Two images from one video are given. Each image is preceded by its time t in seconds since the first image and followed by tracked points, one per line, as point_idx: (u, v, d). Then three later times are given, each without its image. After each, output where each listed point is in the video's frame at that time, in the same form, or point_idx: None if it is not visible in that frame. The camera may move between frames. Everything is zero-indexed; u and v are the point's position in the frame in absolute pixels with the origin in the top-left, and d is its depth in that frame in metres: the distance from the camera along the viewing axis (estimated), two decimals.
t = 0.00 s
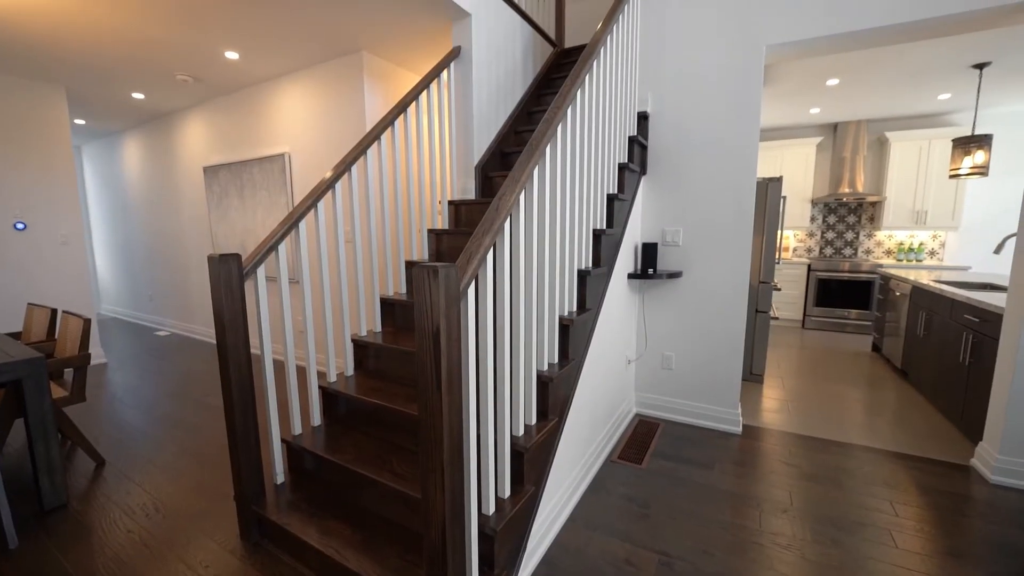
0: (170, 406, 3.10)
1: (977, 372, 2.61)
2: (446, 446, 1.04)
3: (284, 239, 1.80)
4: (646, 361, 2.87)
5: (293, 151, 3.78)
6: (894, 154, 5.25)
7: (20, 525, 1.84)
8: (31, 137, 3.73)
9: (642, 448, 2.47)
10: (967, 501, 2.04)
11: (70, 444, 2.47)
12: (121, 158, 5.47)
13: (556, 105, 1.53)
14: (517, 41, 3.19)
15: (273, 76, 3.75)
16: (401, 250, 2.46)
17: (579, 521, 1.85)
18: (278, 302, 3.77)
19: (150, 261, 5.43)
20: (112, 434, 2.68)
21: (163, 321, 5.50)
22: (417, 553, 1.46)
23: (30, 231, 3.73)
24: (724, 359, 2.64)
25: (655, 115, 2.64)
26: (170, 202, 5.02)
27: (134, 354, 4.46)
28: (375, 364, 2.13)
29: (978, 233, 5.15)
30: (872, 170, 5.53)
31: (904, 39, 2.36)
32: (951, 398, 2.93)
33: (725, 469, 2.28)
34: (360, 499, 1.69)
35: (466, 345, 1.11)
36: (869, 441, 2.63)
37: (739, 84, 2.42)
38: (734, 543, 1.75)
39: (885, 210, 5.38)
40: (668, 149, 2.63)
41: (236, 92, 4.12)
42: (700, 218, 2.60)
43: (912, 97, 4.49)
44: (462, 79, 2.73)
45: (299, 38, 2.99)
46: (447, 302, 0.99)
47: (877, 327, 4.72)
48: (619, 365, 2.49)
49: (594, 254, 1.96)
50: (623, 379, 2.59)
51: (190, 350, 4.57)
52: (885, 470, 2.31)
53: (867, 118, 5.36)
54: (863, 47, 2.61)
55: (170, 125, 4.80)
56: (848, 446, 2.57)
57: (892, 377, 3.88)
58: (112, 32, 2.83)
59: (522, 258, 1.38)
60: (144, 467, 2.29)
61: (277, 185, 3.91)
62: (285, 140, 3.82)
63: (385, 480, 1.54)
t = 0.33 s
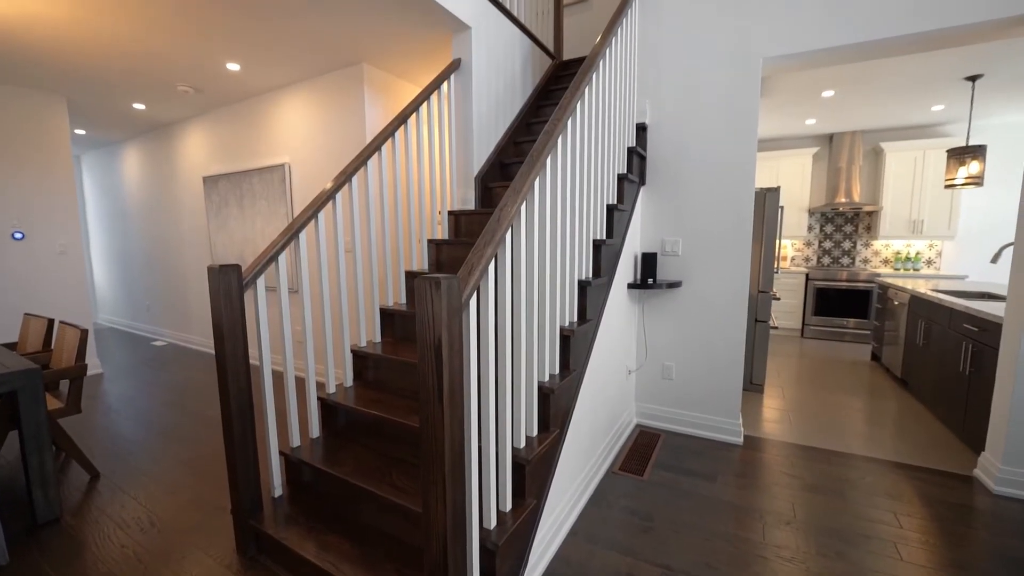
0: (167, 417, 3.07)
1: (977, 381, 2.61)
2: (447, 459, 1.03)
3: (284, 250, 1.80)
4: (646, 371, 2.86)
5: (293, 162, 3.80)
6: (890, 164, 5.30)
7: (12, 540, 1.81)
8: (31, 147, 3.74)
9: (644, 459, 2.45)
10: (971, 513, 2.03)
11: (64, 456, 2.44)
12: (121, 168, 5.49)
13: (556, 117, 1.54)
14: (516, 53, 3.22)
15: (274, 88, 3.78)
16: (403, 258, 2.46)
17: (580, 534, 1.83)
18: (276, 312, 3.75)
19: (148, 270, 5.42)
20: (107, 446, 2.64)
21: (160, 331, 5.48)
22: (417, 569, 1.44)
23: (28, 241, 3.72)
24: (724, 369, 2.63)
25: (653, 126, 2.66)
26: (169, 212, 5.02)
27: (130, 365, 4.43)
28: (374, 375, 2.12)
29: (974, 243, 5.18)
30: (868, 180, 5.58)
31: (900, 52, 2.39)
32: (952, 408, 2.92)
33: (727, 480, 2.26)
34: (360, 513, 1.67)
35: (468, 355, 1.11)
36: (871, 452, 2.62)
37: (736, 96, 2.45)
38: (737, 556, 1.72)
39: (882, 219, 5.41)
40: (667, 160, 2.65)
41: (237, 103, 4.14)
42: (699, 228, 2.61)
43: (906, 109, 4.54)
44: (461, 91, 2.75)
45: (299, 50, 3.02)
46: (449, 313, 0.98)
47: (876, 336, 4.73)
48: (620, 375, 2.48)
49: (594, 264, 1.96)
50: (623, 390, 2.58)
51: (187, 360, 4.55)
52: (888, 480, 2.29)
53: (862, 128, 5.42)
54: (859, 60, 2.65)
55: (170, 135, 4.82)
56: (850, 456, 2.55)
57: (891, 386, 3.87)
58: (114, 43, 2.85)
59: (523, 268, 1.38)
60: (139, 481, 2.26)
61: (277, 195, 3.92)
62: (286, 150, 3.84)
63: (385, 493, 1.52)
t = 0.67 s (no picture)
0: (161, 432, 3.03)
1: (978, 394, 2.60)
2: (450, 477, 1.01)
3: (284, 264, 1.79)
4: (647, 384, 2.85)
5: (292, 175, 3.82)
6: (884, 177, 5.36)
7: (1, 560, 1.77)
8: (31, 159, 3.75)
9: (646, 474, 2.42)
10: (977, 528, 2.00)
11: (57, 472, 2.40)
12: (120, 180, 5.50)
13: (556, 132, 1.55)
14: (515, 69, 3.27)
15: (275, 102, 3.81)
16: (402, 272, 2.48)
17: (582, 552, 1.80)
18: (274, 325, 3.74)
19: (145, 283, 5.40)
20: (100, 462, 2.60)
21: (156, 344, 5.44)
22: None
23: (26, 253, 3.70)
24: (724, 381, 2.63)
25: (651, 140, 2.69)
26: (168, 224, 5.02)
27: (126, 378, 4.39)
28: (373, 390, 2.10)
29: (969, 254, 5.22)
30: (863, 192, 5.64)
31: (893, 68, 2.43)
32: (953, 420, 2.91)
33: (729, 495, 2.24)
34: (359, 531, 1.64)
35: (470, 371, 1.10)
36: (873, 465, 2.60)
37: (733, 111, 2.48)
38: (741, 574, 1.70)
39: (877, 231, 5.45)
40: (665, 174, 2.67)
41: (237, 117, 4.17)
42: (698, 241, 2.62)
43: (899, 123, 4.61)
44: (462, 106, 2.79)
45: (300, 65, 3.06)
46: (452, 329, 0.98)
47: (875, 348, 4.73)
48: (620, 388, 2.47)
49: (594, 278, 1.96)
50: (624, 403, 2.56)
51: (183, 373, 4.51)
52: (892, 494, 2.27)
53: (856, 142, 5.49)
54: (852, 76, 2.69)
55: (171, 148, 4.84)
56: (853, 470, 2.53)
57: (892, 398, 3.86)
58: (117, 58, 2.87)
59: (524, 283, 1.38)
60: (132, 497, 2.22)
61: (277, 208, 3.92)
62: (286, 164, 3.86)
63: (384, 511, 1.50)
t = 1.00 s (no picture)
0: (154, 451, 2.97)
1: (980, 409, 2.59)
2: (454, 499, 0.99)
3: (284, 282, 1.79)
4: (649, 401, 2.83)
5: (292, 192, 3.84)
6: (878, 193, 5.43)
7: None
8: (30, 176, 3.76)
9: (648, 493, 2.39)
10: (986, 547, 1.97)
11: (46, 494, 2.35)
12: (120, 196, 5.51)
13: (557, 152, 1.57)
14: (515, 88, 3.32)
15: (277, 120, 3.85)
16: (412, 287, 2.53)
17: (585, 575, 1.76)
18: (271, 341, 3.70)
19: (142, 299, 5.37)
20: (91, 483, 2.54)
21: (151, 360, 5.39)
22: None
23: (22, 269, 3.68)
24: (726, 398, 2.61)
25: (649, 158, 2.73)
26: (166, 240, 5.02)
27: (119, 395, 4.33)
28: (372, 409, 2.08)
29: (964, 269, 5.27)
30: (857, 208, 5.70)
31: (885, 89, 2.48)
32: (955, 436, 2.90)
33: (734, 514, 2.20)
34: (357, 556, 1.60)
35: (473, 390, 1.09)
36: (877, 482, 2.57)
37: (729, 130, 2.52)
38: None
39: (873, 246, 5.50)
40: (663, 191, 2.70)
41: (238, 135, 4.21)
42: (697, 257, 2.63)
43: (891, 141, 4.69)
44: (462, 125, 2.82)
45: (302, 84, 3.10)
46: (456, 348, 0.97)
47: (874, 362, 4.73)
48: (621, 406, 2.44)
49: (595, 295, 1.96)
50: (625, 420, 2.54)
51: (177, 390, 4.46)
52: (897, 513, 2.24)
53: (849, 159, 5.58)
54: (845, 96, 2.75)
55: (171, 164, 4.87)
56: (857, 488, 2.50)
57: (892, 414, 3.84)
58: (120, 76, 2.90)
59: (527, 301, 1.37)
60: (124, 520, 2.17)
61: (276, 224, 3.93)
62: (286, 180, 3.88)
63: (384, 534, 1.47)
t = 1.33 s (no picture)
0: (144, 476, 2.89)
1: (984, 430, 2.57)
2: (458, 529, 0.97)
3: (285, 303, 1.78)
4: (651, 423, 2.79)
5: (292, 212, 3.86)
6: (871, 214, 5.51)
7: None
8: (29, 196, 3.75)
9: (652, 518, 2.34)
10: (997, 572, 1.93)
11: (31, 521, 2.28)
12: (118, 215, 5.51)
13: (558, 176, 1.59)
14: (514, 112, 3.38)
15: (278, 142, 3.90)
16: (414, 308, 2.54)
17: None
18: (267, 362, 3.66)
19: (136, 319, 5.32)
20: (76, 511, 2.46)
21: (143, 381, 5.31)
22: None
23: (15, 289, 3.64)
24: (728, 419, 2.58)
25: (647, 180, 2.77)
26: (163, 260, 5.00)
27: (109, 418, 4.24)
28: (371, 432, 2.04)
29: (958, 288, 5.31)
30: (851, 228, 5.78)
31: (876, 113, 2.54)
32: (959, 457, 2.87)
33: (739, 540, 2.16)
34: None
35: (477, 413, 1.07)
36: (883, 505, 2.53)
37: (725, 153, 2.57)
38: None
39: (867, 266, 5.55)
40: (661, 212, 2.73)
41: (239, 156, 4.25)
42: (696, 277, 2.65)
43: (882, 162, 4.78)
44: (462, 147, 2.86)
45: (304, 107, 3.14)
46: (462, 371, 0.96)
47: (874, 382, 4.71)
48: (623, 428, 2.41)
49: (597, 316, 1.96)
50: (627, 442, 2.51)
51: (170, 413, 4.37)
52: (906, 537, 2.20)
53: (841, 181, 5.69)
54: (837, 120, 2.81)
55: (170, 184, 4.89)
56: (864, 511, 2.46)
57: (894, 434, 3.81)
58: (124, 98, 2.93)
59: (530, 324, 1.37)
60: (110, 550, 2.09)
61: (275, 244, 3.94)
62: (286, 201, 3.90)
63: (383, 564, 1.43)
